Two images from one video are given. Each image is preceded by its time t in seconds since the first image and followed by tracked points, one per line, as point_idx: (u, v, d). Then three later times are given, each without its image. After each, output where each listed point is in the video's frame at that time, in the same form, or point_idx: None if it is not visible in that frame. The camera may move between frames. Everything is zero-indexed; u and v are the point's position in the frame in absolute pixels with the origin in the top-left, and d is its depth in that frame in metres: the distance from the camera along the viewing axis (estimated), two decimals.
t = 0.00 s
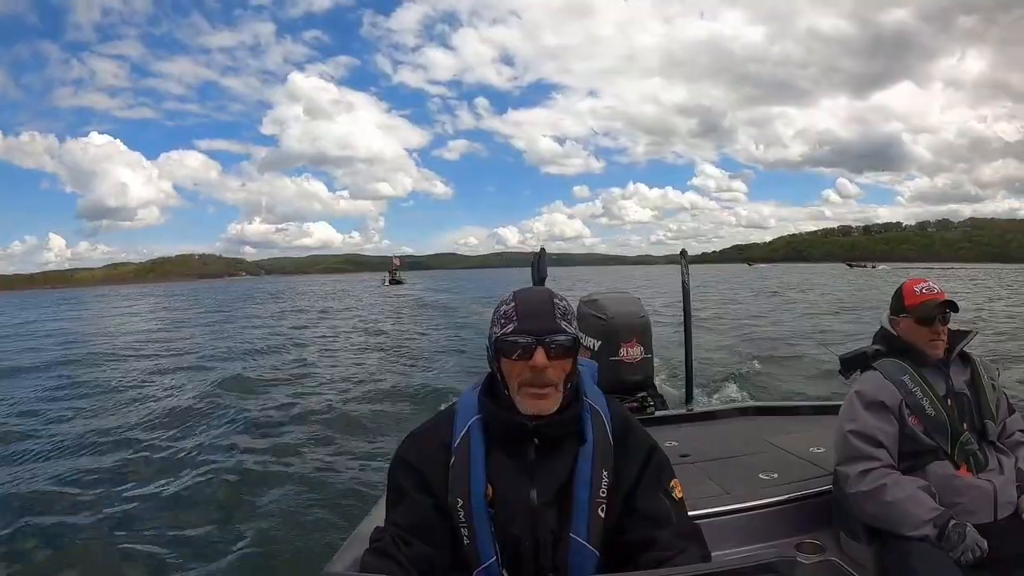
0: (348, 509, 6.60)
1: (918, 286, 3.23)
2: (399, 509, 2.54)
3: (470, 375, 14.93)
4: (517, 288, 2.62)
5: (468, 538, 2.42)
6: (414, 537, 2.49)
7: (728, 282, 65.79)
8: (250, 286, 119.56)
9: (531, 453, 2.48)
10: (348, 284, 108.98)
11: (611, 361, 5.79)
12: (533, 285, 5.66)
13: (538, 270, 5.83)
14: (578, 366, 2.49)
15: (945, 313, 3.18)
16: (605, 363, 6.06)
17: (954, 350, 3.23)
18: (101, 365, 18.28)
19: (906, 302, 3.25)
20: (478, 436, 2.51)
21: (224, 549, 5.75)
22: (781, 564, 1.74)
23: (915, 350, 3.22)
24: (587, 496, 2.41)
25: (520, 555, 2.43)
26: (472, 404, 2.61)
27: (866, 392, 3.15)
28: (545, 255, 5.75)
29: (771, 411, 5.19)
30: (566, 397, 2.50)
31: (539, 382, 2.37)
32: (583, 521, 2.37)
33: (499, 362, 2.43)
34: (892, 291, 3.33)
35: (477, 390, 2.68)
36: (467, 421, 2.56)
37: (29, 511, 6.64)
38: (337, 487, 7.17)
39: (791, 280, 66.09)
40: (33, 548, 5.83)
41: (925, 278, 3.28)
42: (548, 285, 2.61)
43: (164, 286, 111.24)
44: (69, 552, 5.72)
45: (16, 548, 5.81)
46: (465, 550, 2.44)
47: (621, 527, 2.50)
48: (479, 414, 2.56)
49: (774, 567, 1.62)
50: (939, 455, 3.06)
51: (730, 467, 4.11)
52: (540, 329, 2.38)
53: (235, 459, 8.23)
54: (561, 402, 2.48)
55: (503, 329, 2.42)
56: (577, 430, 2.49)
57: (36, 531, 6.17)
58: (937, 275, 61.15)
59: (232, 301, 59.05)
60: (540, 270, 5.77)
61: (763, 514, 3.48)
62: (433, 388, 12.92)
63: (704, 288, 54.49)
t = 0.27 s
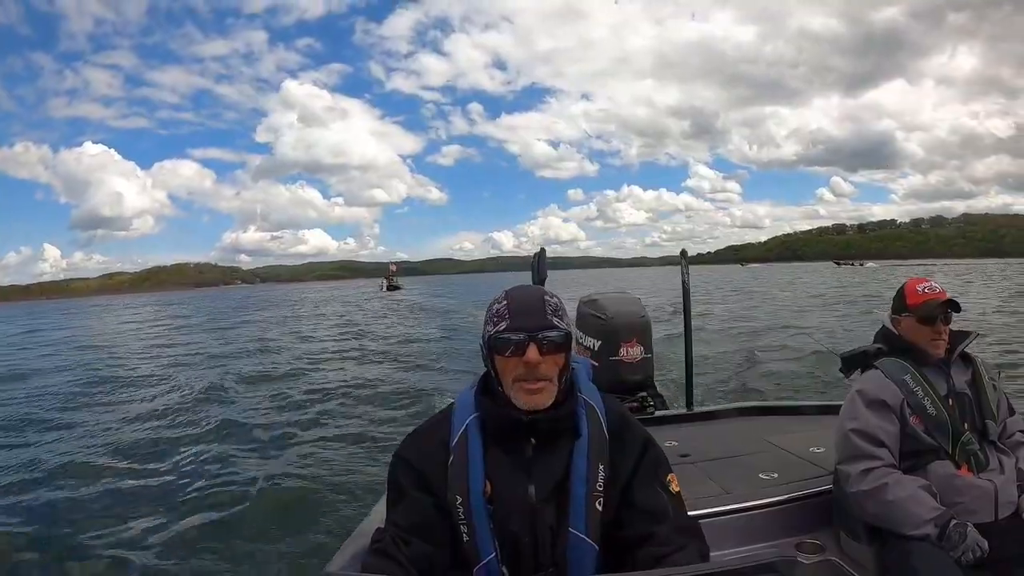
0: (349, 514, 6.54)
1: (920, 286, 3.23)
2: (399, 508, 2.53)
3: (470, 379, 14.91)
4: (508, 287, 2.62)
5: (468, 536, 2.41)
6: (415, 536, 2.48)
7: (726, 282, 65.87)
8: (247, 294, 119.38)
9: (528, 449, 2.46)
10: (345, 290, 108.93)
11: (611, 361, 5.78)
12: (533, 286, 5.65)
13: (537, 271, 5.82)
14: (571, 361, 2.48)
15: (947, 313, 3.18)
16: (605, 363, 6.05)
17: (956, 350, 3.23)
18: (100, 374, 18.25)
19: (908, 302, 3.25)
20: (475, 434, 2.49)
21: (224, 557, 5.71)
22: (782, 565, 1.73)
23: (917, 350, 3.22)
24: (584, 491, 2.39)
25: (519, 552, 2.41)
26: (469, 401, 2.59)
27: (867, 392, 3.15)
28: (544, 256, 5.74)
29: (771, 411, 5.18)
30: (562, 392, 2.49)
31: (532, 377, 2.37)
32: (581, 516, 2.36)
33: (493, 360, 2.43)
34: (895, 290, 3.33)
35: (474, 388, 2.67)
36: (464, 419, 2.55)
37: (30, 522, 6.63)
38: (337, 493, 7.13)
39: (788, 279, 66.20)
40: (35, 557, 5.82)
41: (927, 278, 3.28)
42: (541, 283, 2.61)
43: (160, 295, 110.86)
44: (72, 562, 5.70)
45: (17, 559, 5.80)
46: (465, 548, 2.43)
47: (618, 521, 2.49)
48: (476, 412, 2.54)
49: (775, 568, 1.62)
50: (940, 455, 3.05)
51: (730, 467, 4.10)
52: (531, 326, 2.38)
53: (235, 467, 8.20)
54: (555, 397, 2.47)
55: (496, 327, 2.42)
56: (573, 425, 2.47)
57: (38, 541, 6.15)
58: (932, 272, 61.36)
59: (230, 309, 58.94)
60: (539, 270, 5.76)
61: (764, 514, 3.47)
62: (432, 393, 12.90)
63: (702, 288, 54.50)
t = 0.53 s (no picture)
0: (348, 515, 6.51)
1: (920, 286, 3.24)
2: (400, 508, 2.52)
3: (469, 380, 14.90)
4: (506, 286, 2.60)
5: (467, 535, 2.40)
6: (416, 536, 2.47)
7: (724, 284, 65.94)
8: (245, 295, 119.21)
9: (528, 449, 2.46)
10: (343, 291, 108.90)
11: (611, 362, 5.78)
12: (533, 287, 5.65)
13: (537, 271, 5.81)
14: (568, 361, 2.45)
15: (947, 313, 3.18)
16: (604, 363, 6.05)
17: (956, 350, 3.23)
18: (99, 375, 18.24)
19: (908, 302, 3.25)
20: (475, 434, 2.48)
21: (224, 558, 5.68)
22: (782, 564, 1.73)
23: (916, 350, 3.22)
24: (584, 490, 2.38)
25: (520, 551, 2.40)
26: (469, 401, 2.59)
27: (868, 392, 3.15)
28: (544, 257, 5.74)
29: (770, 411, 5.19)
30: (559, 392, 2.47)
31: (523, 378, 2.36)
32: (582, 515, 2.35)
33: (488, 359, 2.42)
34: (895, 290, 3.33)
35: (474, 388, 2.66)
36: (464, 419, 2.54)
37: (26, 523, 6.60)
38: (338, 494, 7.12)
39: (786, 281, 66.29)
40: (30, 558, 5.79)
41: (927, 278, 3.29)
42: (538, 282, 2.59)
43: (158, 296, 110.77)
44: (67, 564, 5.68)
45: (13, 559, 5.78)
46: (465, 547, 2.42)
47: (618, 521, 2.48)
48: (476, 412, 2.53)
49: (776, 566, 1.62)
50: (940, 455, 3.05)
51: (730, 467, 4.10)
52: (524, 326, 2.36)
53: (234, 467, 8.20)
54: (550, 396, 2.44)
55: (491, 327, 2.42)
56: (573, 425, 2.47)
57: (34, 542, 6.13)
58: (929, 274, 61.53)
59: (229, 310, 58.91)
60: (539, 271, 5.76)
61: (763, 513, 3.47)
62: (431, 394, 12.89)
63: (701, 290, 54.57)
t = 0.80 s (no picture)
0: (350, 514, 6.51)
1: (919, 286, 3.25)
2: (400, 508, 2.54)
3: (469, 378, 14.93)
4: (506, 287, 2.60)
5: (468, 536, 2.42)
6: (416, 536, 2.49)
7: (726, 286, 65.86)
8: (247, 290, 119.35)
9: (529, 451, 2.47)
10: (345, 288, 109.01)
11: (611, 361, 5.79)
12: (533, 286, 5.67)
13: (537, 271, 5.83)
14: (567, 364, 2.45)
15: (947, 313, 3.19)
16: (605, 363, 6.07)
17: (955, 350, 3.24)
18: (101, 369, 18.29)
19: (908, 302, 3.26)
20: (476, 436, 2.50)
21: (227, 551, 5.74)
22: (782, 562, 1.75)
23: (916, 351, 3.24)
24: (585, 494, 2.40)
25: (520, 553, 2.43)
26: (470, 403, 2.60)
27: (867, 392, 3.16)
28: (545, 256, 5.76)
29: (771, 411, 5.20)
30: (559, 395, 2.48)
31: (521, 381, 2.37)
32: (582, 518, 2.37)
33: (487, 360, 2.44)
34: (895, 290, 3.34)
35: (476, 389, 2.67)
36: (466, 421, 2.55)
37: (28, 516, 6.63)
38: (340, 492, 7.13)
39: (788, 284, 66.20)
40: (33, 551, 5.82)
41: (926, 279, 3.30)
42: (539, 283, 2.58)
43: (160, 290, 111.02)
44: (69, 558, 5.70)
45: (16, 552, 5.81)
46: (465, 548, 2.45)
47: (618, 523, 2.50)
48: (477, 414, 2.55)
49: (775, 566, 1.64)
50: (939, 456, 3.07)
51: (730, 467, 4.11)
52: (522, 329, 2.36)
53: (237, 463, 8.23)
54: (549, 400, 2.45)
55: (490, 330, 2.43)
56: (575, 428, 2.48)
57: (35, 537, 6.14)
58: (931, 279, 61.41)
59: (230, 305, 59.01)
60: (540, 270, 5.77)
61: (763, 514, 3.49)
62: (432, 391, 12.92)
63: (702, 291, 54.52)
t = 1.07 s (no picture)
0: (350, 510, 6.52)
1: (919, 286, 3.25)
2: (400, 508, 2.54)
3: (468, 376, 14.93)
4: (507, 287, 2.59)
5: (467, 536, 2.42)
6: (416, 536, 2.48)
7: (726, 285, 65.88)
8: (245, 287, 119.03)
9: (530, 451, 2.47)
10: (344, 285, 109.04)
11: (611, 361, 5.79)
12: (533, 285, 5.67)
13: (537, 270, 5.82)
14: (568, 364, 2.45)
15: (947, 313, 3.19)
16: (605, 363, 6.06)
17: (955, 350, 3.24)
18: (99, 365, 18.29)
19: (907, 302, 3.26)
20: (476, 436, 2.49)
21: (226, 546, 5.77)
22: (781, 563, 1.75)
23: (915, 351, 3.23)
24: (585, 494, 2.39)
25: (519, 553, 2.42)
26: (470, 403, 2.59)
27: (867, 392, 3.16)
28: (545, 255, 5.75)
29: (771, 411, 5.20)
30: (560, 395, 2.47)
31: (522, 382, 2.36)
32: (582, 518, 2.37)
33: (488, 361, 2.43)
34: (894, 290, 3.34)
35: (477, 388, 2.67)
36: (466, 421, 2.55)
37: (29, 513, 6.63)
38: (337, 490, 7.09)
39: (787, 283, 66.20)
40: (35, 547, 5.83)
41: (926, 279, 3.30)
42: (540, 284, 2.58)
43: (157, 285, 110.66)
44: (66, 554, 5.70)
45: (18, 548, 5.82)
46: (465, 548, 2.44)
47: (618, 523, 2.49)
48: (477, 414, 2.54)
49: (774, 566, 1.64)
50: (939, 455, 3.07)
51: (730, 467, 4.11)
52: (523, 329, 2.36)
53: (236, 460, 8.24)
54: (550, 400, 2.45)
55: (490, 330, 2.42)
56: (576, 428, 2.47)
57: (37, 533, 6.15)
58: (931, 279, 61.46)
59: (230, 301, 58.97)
60: (540, 270, 5.77)
61: (763, 514, 3.49)
62: (431, 388, 12.92)
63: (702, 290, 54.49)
